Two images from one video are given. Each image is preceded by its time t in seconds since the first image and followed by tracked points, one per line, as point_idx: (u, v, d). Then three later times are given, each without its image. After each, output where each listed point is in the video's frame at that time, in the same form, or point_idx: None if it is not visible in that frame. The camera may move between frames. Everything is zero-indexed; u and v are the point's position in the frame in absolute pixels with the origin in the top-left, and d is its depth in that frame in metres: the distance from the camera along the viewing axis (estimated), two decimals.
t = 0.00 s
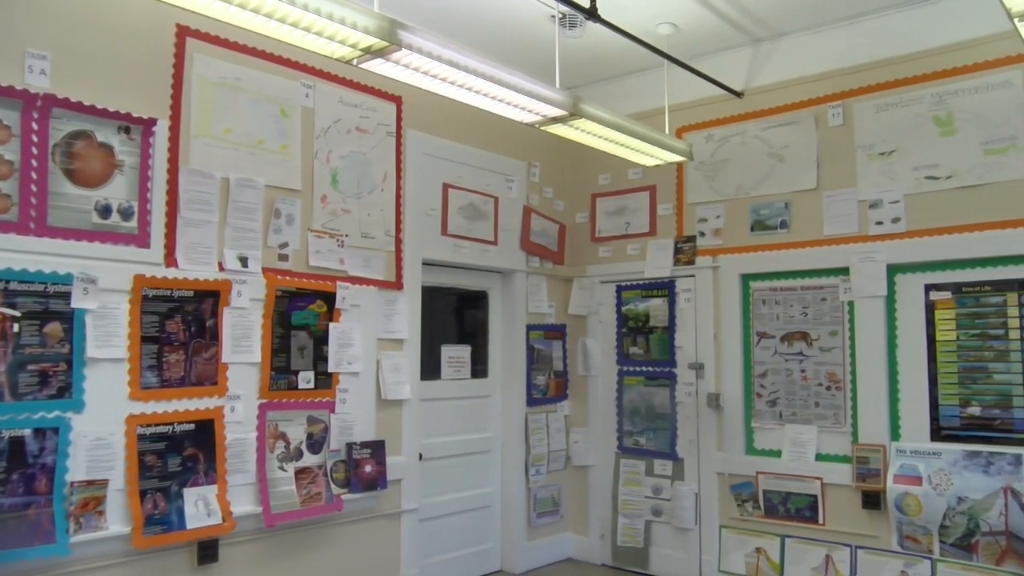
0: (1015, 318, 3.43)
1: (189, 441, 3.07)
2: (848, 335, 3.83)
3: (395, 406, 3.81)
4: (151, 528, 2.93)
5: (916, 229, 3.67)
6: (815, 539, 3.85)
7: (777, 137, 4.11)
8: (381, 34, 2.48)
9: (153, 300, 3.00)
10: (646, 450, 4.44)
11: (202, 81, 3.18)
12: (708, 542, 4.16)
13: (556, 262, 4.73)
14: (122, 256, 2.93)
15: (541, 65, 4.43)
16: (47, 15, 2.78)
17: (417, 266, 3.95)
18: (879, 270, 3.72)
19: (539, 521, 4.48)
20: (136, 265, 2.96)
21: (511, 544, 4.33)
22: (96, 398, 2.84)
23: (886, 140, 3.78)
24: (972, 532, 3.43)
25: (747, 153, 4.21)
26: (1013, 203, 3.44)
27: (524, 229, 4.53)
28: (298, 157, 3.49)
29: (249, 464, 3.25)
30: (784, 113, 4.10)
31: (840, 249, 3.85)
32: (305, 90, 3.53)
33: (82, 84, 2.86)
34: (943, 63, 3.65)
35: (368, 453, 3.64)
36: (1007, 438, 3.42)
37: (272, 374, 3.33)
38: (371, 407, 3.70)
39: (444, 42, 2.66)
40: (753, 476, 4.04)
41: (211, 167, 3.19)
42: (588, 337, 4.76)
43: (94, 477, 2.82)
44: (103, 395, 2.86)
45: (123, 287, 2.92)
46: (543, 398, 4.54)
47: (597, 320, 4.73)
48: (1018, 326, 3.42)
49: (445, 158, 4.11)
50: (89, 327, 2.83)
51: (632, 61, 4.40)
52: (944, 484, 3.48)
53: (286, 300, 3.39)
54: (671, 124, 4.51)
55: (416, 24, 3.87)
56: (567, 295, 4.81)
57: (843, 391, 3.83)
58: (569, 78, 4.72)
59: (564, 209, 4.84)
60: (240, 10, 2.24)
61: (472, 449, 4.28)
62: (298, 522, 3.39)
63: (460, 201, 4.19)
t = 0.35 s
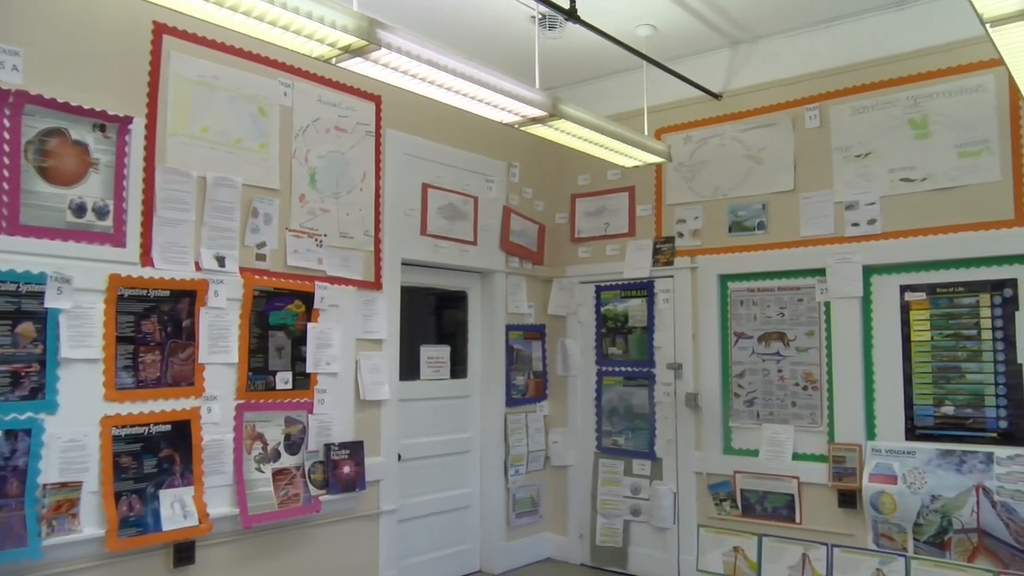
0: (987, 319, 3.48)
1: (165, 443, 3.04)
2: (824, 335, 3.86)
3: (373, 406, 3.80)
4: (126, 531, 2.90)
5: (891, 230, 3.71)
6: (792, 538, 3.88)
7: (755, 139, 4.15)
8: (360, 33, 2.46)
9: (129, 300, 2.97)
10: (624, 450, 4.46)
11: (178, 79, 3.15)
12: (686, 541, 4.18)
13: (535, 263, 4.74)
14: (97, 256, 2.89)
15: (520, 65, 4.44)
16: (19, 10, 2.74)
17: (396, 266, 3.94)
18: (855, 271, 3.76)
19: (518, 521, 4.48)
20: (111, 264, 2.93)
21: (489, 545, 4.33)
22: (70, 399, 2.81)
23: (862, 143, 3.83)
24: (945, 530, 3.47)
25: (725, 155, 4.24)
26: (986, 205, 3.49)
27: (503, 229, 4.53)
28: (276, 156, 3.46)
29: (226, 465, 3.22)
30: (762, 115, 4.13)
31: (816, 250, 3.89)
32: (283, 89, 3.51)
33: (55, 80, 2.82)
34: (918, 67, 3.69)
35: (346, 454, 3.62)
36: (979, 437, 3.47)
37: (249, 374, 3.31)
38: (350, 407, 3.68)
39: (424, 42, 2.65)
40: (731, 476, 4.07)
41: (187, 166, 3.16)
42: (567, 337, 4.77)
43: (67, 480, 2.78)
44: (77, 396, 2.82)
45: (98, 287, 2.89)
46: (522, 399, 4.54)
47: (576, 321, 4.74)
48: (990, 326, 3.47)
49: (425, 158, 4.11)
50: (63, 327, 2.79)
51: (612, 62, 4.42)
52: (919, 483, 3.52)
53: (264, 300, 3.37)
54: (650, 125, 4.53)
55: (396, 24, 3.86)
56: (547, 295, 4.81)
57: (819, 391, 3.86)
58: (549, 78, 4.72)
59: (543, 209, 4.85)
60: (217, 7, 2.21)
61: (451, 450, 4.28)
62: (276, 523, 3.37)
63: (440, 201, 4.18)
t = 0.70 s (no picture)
0: (960, 320, 3.53)
1: (141, 444, 3.00)
2: (800, 335, 3.90)
3: (351, 407, 3.78)
4: (99, 533, 2.86)
5: (866, 232, 3.75)
6: (768, 537, 3.91)
7: (732, 141, 4.18)
8: (339, 32, 2.45)
9: (103, 300, 2.93)
10: (603, 450, 4.48)
11: (154, 76, 3.12)
12: (664, 541, 4.20)
13: (514, 263, 4.74)
14: (71, 255, 2.85)
15: (500, 65, 4.44)
16: None
17: (374, 266, 3.92)
18: (830, 271, 3.80)
19: (497, 521, 4.48)
20: (85, 263, 2.89)
21: (468, 545, 4.33)
22: (43, 400, 2.77)
23: (838, 145, 3.87)
24: (918, 527, 3.52)
25: (702, 156, 4.27)
26: (959, 207, 3.54)
27: (482, 229, 4.53)
28: (253, 155, 3.44)
29: (202, 466, 3.19)
30: (740, 117, 4.16)
31: (793, 251, 3.92)
32: (261, 87, 3.48)
33: (29, 77, 2.77)
34: (893, 70, 3.74)
35: (323, 454, 3.60)
36: (951, 436, 3.52)
37: (226, 375, 3.28)
38: (327, 408, 3.67)
39: (403, 41, 2.63)
40: (708, 475, 4.09)
41: (163, 164, 3.13)
42: (546, 337, 4.78)
43: (39, 482, 2.74)
44: (50, 397, 2.78)
45: (72, 286, 2.85)
46: (500, 399, 4.54)
47: (555, 321, 4.75)
48: (963, 327, 3.52)
49: (404, 158, 4.09)
50: (35, 327, 2.75)
51: (591, 63, 4.43)
52: (893, 481, 3.57)
53: (241, 300, 3.34)
54: (629, 126, 4.55)
55: (375, 23, 3.84)
56: (525, 295, 4.82)
57: (795, 390, 3.90)
58: (528, 79, 4.73)
59: (522, 210, 4.85)
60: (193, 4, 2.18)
61: (430, 450, 4.27)
62: (253, 525, 3.34)
63: (419, 201, 4.17)
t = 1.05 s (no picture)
0: (922, 320, 3.59)
1: (104, 446, 2.95)
2: (767, 335, 3.95)
3: (320, 408, 3.75)
4: (60, 538, 2.80)
5: (832, 234, 3.81)
6: (735, 535, 3.96)
7: (701, 143, 4.21)
8: (308, 30, 2.42)
9: (65, 300, 2.88)
10: (572, 450, 4.49)
11: (119, 73, 3.07)
12: (633, 540, 4.22)
13: (485, 263, 4.74)
14: (32, 254, 2.79)
15: (471, 65, 4.44)
16: None
17: (344, 266, 3.90)
18: (797, 272, 3.85)
19: (466, 522, 4.47)
20: (47, 262, 2.83)
21: (437, 546, 4.32)
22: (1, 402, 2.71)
23: (804, 148, 3.92)
24: (881, 524, 3.58)
25: (671, 158, 4.30)
26: (922, 210, 3.61)
27: (452, 229, 4.52)
28: (220, 153, 3.40)
29: (168, 468, 3.15)
30: (708, 119, 4.20)
31: (759, 253, 3.97)
32: (229, 85, 3.44)
33: None
34: (857, 75, 3.80)
35: (291, 456, 3.57)
36: (914, 434, 3.58)
37: (191, 376, 3.24)
38: (295, 408, 3.63)
39: (373, 40, 2.61)
40: (676, 475, 4.12)
41: (128, 161, 3.08)
42: (516, 337, 4.78)
43: None
44: (9, 398, 2.72)
45: (33, 286, 2.79)
46: (470, 399, 4.54)
47: (525, 321, 4.75)
48: (925, 328, 3.58)
49: (373, 157, 4.07)
50: None
51: (562, 64, 4.44)
52: (857, 480, 3.63)
53: (207, 300, 3.30)
54: (599, 127, 4.57)
55: (344, 21, 3.82)
56: (496, 296, 4.82)
57: (762, 390, 3.95)
58: (499, 79, 4.73)
59: (492, 210, 4.85)
60: None
61: (399, 451, 4.25)
62: (219, 527, 3.31)
63: (388, 201, 4.16)
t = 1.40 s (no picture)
0: (894, 321, 3.64)
1: (74, 448, 2.90)
2: (742, 336, 3.98)
3: (294, 409, 3.73)
4: (28, 542, 2.74)
5: (805, 235, 3.85)
6: (709, 535, 3.98)
7: (676, 145, 4.24)
8: (283, 27, 2.40)
9: (34, 299, 2.83)
10: (548, 450, 4.50)
11: (90, 69, 3.03)
12: (608, 540, 4.24)
13: (461, 263, 4.73)
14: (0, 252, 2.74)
15: (447, 65, 4.43)
16: None
17: (319, 266, 3.87)
18: (770, 273, 3.89)
19: (442, 523, 4.46)
20: (16, 261, 2.78)
21: (413, 548, 4.31)
22: None
23: (778, 150, 3.96)
24: (853, 523, 3.62)
25: (647, 159, 4.33)
26: (893, 212, 3.66)
27: (428, 229, 4.51)
28: (194, 151, 3.37)
29: (140, 470, 3.11)
30: (684, 121, 4.23)
31: (734, 254, 4.00)
32: (202, 83, 3.41)
33: None
34: (831, 78, 3.84)
35: (265, 457, 3.54)
36: (886, 433, 3.63)
37: (164, 376, 3.21)
38: (270, 409, 3.61)
39: (349, 39, 2.60)
40: (651, 475, 4.15)
41: (99, 159, 3.04)
42: (492, 338, 4.78)
43: None
44: None
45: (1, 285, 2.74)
46: (446, 400, 4.53)
47: (501, 322, 4.76)
48: (897, 328, 3.63)
49: (349, 156, 4.06)
50: None
51: (538, 65, 4.45)
52: (830, 479, 3.67)
53: (181, 300, 3.27)
54: (576, 128, 4.58)
55: (320, 19, 3.80)
56: (472, 296, 4.81)
57: (736, 390, 3.98)
58: (475, 80, 4.73)
59: (469, 210, 4.85)
60: None
61: (374, 452, 4.24)
62: (192, 530, 3.27)
63: (364, 200, 4.14)
